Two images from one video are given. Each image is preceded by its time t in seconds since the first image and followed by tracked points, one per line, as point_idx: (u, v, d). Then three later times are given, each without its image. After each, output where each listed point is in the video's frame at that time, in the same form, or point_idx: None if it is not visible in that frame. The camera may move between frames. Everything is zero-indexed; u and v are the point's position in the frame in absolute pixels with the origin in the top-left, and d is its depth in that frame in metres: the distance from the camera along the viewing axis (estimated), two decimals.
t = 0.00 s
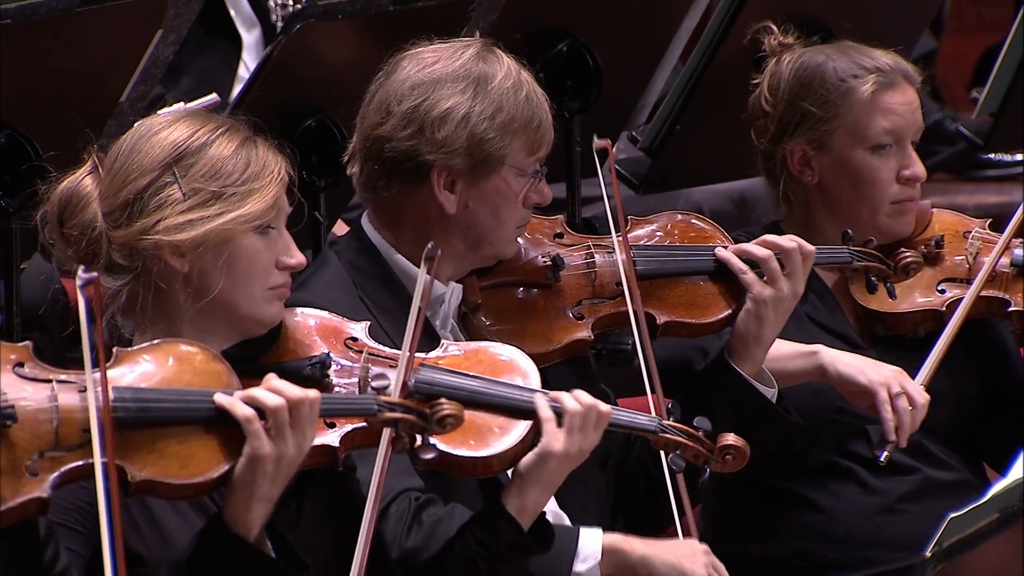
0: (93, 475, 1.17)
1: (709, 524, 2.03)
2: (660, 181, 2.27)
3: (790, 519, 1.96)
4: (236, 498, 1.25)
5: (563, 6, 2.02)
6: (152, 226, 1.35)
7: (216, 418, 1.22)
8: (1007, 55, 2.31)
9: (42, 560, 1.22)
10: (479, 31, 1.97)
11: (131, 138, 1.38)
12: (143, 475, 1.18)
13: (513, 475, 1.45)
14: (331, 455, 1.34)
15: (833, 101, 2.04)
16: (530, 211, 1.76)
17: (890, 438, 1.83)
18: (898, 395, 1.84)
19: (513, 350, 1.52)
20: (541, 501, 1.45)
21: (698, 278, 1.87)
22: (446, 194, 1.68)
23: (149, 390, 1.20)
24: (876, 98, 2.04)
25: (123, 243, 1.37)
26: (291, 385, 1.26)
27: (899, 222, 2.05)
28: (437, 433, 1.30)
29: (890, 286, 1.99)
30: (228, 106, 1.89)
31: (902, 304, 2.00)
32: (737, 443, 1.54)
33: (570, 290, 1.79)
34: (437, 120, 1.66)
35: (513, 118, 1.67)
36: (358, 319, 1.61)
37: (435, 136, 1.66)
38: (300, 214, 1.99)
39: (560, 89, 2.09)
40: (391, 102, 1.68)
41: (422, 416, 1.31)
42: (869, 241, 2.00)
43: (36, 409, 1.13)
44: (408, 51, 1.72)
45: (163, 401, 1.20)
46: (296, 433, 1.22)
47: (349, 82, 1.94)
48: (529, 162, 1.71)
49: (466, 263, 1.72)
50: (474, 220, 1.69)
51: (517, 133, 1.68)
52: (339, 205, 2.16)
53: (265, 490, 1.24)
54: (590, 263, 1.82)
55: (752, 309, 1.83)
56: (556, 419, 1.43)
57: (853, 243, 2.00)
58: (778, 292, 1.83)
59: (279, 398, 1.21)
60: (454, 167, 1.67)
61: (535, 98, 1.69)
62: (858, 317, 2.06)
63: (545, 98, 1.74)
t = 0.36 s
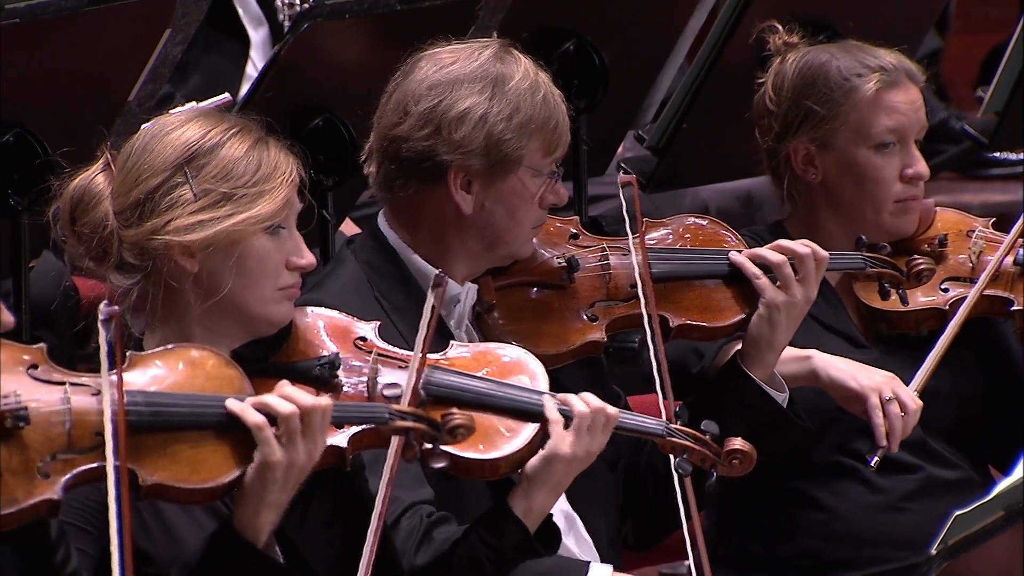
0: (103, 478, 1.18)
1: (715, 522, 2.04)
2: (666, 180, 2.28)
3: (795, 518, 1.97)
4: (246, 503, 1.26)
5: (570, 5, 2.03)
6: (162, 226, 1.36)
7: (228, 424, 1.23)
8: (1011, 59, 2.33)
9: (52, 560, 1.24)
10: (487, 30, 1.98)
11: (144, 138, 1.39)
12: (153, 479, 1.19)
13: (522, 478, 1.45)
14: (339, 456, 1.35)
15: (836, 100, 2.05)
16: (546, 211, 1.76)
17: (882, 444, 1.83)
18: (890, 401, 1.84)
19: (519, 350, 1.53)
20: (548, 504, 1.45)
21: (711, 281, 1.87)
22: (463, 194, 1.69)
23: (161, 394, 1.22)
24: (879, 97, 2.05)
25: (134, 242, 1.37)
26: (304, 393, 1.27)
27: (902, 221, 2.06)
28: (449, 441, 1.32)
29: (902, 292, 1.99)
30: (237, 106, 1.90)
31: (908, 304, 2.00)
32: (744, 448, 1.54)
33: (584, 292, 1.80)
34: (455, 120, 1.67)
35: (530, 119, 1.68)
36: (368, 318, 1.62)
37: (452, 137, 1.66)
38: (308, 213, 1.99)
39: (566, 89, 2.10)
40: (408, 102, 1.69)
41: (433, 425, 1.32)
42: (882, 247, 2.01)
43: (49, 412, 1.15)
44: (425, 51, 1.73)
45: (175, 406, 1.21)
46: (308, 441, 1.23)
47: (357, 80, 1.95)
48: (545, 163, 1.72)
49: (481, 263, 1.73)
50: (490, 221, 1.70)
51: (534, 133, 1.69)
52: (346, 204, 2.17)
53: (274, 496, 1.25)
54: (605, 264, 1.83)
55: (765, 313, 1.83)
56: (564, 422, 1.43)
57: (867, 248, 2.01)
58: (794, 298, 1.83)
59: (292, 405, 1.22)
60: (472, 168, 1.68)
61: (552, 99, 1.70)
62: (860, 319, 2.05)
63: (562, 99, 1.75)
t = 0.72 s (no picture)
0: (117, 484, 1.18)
1: (720, 520, 2.05)
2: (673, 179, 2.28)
3: (802, 516, 1.97)
4: (253, 515, 1.26)
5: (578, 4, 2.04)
6: (169, 228, 1.37)
7: (241, 433, 1.24)
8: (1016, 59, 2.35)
9: (64, 564, 1.22)
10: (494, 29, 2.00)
11: (152, 139, 1.40)
12: (166, 486, 1.19)
13: (525, 466, 1.42)
14: (348, 457, 1.35)
15: (849, 100, 2.05)
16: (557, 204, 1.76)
17: (888, 447, 1.85)
18: (896, 404, 1.85)
19: (523, 349, 1.54)
20: (548, 497, 1.43)
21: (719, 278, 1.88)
22: (472, 190, 1.69)
23: (177, 402, 1.22)
24: (892, 98, 2.05)
25: (141, 244, 1.39)
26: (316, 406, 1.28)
27: (913, 222, 2.06)
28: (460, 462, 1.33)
29: (910, 287, 2.01)
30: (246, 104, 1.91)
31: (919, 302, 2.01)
32: (750, 447, 1.54)
33: (595, 288, 1.80)
34: (463, 117, 1.67)
35: (538, 113, 1.69)
36: (376, 316, 1.62)
37: (460, 134, 1.67)
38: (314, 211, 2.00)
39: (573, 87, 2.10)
40: (416, 100, 1.70)
41: (447, 442, 1.33)
42: (892, 244, 2.02)
43: (64, 416, 1.16)
44: (432, 50, 1.74)
45: (191, 415, 1.22)
46: (319, 454, 1.24)
47: (366, 79, 1.96)
48: (554, 157, 1.72)
49: (493, 258, 1.74)
50: (501, 217, 1.71)
51: (542, 128, 1.70)
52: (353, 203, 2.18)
53: (283, 508, 1.25)
54: (616, 261, 1.83)
55: (775, 310, 1.84)
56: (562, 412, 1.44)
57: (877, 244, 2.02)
58: (804, 296, 1.84)
59: (305, 417, 1.23)
60: (480, 164, 1.68)
61: (559, 93, 1.71)
62: (867, 318, 2.06)
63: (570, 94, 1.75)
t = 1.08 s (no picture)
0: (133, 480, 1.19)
1: (727, 518, 2.06)
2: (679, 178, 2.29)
3: (809, 514, 1.98)
4: (266, 510, 1.27)
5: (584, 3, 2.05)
6: (172, 234, 1.38)
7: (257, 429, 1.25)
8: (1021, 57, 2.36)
9: (79, 561, 1.22)
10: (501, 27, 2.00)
11: (156, 141, 1.40)
12: (180, 482, 1.20)
13: (528, 461, 1.42)
14: (354, 455, 1.36)
15: (855, 97, 2.05)
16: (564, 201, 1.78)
17: (897, 441, 1.83)
18: (907, 398, 1.85)
19: (528, 347, 1.55)
20: (552, 492, 1.43)
21: (725, 274, 1.89)
22: (478, 187, 1.70)
23: (191, 398, 1.24)
24: (897, 95, 2.05)
25: (145, 249, 1.39)
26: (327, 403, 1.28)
27: (919, 218, 2.06)
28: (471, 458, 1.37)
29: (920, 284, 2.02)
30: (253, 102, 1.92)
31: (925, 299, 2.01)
32: (755, 446, 1.55)
33: (602, 285, 1.81)
34: (468, 115, 1.68)
35: (543, 110, 1.69)
36: (385, 313, 1.62)
37: (465, 131, 1.68)
38: (322, 210, 2.00)
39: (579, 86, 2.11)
40: (421, 99, 1.70)
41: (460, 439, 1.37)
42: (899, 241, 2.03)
43: (79, 412, 1.17)
44: (437, 48, 1.74)
45: (205, 411, 1.23)
46: (327, 449, 1.24)
47: (373, 78, 1.97)
48: (559, 152, 1.73)
49: (499, 255, 1.74)
50: (507, 213, 1.71)
51: (547, 124, 1.70)
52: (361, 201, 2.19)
53: (295, 504, 1.26)
54: (623, 258, 1.84)
55: (781, 308, 1.84)
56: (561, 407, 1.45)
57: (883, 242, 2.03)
58: (811, 295, 1.84)
59: (309, 413, 1.23)
60: (486, 161, 1.69)
61: (563, 89, 1.71)
62: (874, 316, 2.06)
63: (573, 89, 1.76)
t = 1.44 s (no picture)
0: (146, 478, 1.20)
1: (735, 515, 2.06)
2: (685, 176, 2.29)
3: (817, 513, 1.98)
4: (277, 509, 1.28)
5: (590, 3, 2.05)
6: (181, 233, 1.38)
7: (270, 428, 1.25)
8: None
9: (91, 560, 1.23)
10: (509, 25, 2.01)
11: (164, 140, 1.41)
12: (194, 480, 1.21)
13: (537, 461, 1.42)
14: (364, 454, 1.37)
15: (852, 98, 2.06)
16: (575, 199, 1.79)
17: (933, 433, 1.86)
18: (944, 390, 1.87)
19: (534, 343, 1.55)
20: (562, 491, 1.43)
21: (737, 273, 1.90)
22: (489, 185, 1.71)
23: (204, 397, 1.24)
24: (894, 94, 2.06)
25: (154, 247, 1.39)
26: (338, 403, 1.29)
27: (919, 216, 2.07)
28: (484, 457, 1.38)
29: (931, 286, 2.02)
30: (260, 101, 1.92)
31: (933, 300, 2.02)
32: (764, 443, 1.55)
33: (613, 284, 1.82)
34: (479, 113, 1.68)
35: (554, 109, 1.70)
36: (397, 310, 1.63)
37: (477, 130, 1.68)
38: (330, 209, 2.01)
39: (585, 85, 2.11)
40: (432, 97, 1.71)
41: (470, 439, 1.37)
42: (910, 242, 2.03)
43: (93, 410, 1.18)
44: (449, 46, 1.75)
45: (218, 409, 1.24)
46: (339, 448, 1.25)
47: (380, 76, 1.97)
48: (570, 152, 1.74)
49: (511, 254, 1.75)
50: (518, 212, 1.72)
51: (558, 123, 1.71)
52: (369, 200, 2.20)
53: (307, 503, 1.27)
54: (633, 257, 1.85)
55: (793, 310, 1.85)
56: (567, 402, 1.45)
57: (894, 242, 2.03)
58: (821, 295, 1.85)
59: (320, 413, 1.24)
60: (496, 160, 1.70)
61: (574, 90, 1.72)
62: (880, 313, 2.07)
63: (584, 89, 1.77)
